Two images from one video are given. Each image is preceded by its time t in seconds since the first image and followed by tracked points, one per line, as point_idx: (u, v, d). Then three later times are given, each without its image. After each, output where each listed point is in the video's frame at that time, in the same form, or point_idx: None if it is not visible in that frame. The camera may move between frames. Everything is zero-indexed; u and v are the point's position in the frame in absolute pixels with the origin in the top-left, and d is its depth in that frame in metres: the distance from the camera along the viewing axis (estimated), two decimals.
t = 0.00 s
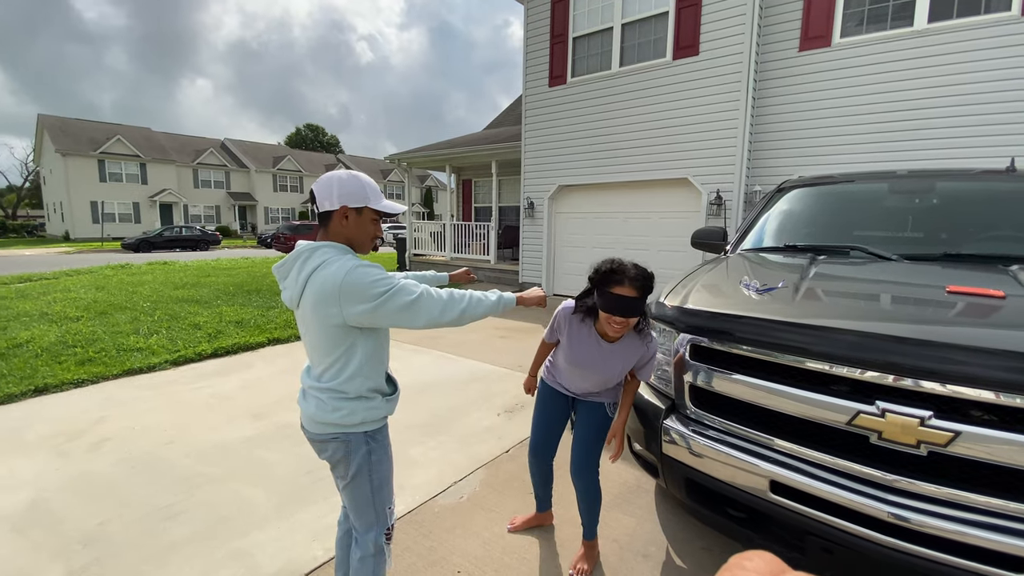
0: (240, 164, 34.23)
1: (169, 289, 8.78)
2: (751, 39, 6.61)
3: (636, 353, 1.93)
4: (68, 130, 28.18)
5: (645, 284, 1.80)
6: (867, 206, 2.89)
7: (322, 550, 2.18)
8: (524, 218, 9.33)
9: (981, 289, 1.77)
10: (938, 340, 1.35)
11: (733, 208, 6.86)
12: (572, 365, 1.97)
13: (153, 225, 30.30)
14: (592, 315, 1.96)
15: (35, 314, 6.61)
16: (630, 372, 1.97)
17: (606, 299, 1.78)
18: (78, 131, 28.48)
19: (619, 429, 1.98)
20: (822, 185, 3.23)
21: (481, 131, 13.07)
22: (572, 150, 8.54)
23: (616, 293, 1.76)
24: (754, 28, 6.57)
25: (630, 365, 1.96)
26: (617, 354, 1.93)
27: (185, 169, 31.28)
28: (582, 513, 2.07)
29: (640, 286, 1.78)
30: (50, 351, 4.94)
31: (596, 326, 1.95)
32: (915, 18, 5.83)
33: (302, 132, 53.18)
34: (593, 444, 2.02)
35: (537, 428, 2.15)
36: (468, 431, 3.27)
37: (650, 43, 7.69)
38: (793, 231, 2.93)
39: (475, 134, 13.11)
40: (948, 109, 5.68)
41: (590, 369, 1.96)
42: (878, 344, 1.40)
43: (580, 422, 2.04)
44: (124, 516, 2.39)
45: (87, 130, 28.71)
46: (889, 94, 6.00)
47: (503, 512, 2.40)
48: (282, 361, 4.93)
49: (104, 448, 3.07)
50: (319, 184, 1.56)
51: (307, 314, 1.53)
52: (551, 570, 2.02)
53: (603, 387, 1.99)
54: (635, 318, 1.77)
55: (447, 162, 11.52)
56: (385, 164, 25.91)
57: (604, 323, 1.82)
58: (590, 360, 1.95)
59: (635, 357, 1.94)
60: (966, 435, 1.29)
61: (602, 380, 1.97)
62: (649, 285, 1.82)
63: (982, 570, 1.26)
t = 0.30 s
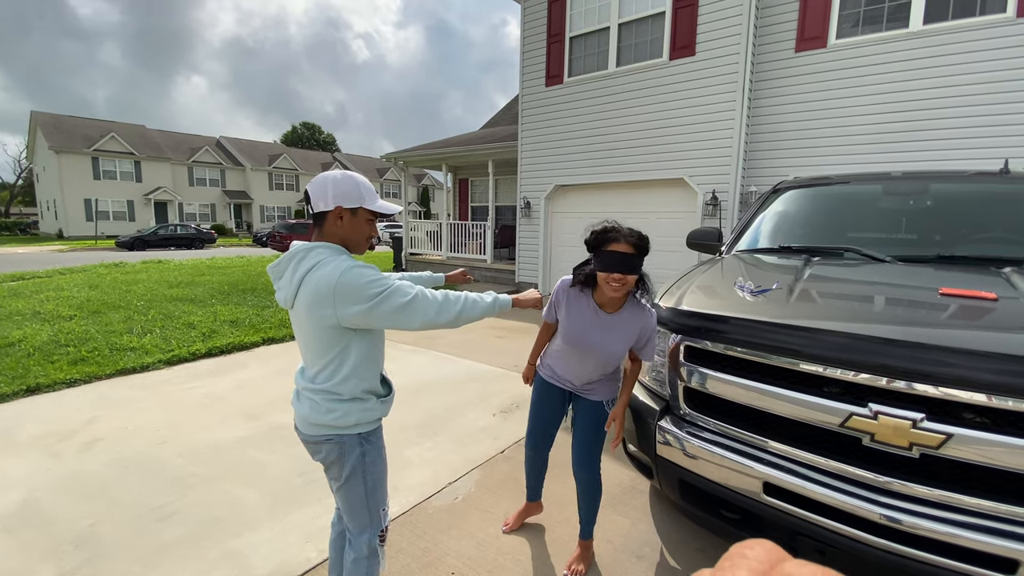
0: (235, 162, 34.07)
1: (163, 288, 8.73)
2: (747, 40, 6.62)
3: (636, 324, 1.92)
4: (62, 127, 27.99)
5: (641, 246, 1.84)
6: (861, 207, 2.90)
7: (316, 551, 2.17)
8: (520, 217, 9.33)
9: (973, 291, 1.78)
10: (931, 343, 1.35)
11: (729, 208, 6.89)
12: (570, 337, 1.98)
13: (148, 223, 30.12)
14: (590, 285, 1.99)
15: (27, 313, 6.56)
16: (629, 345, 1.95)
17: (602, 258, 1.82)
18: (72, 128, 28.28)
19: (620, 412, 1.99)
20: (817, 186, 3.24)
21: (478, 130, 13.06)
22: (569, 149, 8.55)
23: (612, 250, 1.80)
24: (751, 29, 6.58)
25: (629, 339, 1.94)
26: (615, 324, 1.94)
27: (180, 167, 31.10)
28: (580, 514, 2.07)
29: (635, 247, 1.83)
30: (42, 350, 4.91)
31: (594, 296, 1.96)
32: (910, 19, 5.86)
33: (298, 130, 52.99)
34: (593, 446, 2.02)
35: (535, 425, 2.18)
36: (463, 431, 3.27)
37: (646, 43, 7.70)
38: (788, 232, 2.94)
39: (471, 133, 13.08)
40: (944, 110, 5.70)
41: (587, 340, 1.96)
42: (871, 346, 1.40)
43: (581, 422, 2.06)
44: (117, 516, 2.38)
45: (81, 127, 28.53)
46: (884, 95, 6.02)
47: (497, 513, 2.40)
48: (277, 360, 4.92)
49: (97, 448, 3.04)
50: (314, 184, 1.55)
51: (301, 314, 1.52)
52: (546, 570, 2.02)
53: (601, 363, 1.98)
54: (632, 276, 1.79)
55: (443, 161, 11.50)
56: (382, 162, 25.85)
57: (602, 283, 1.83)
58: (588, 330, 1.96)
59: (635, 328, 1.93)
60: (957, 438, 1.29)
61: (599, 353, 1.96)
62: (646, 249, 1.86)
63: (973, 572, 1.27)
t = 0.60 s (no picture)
0: (232, 160, 33.94)
1: (158, 287, 8.69)
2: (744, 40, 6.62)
3: (607, 294, 1.96)
4: (57, 125, 27.82)
5: (600, 212, 1.93)
6: (855, 207, 2.91)
7: (309, 551, 2.16)
8: (516, 216, 9.32)
9: (967, 290, 1.78)
10: (924, 342, 1.36)
11: (724, 207, 6.90)
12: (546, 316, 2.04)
13: (143, 221, 29.97)
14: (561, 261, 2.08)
15: (20, 311, 6.52)
16: (604, 320, 1.96)
17: (560, 225, 1.95)
18: (67, 125, 28.12)
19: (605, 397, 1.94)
20: (812, 186, 3.25)
21: (474, 129, 13.05)
22: (565, 148, 8.54)
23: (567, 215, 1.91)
24: (747, 28, 6.58)
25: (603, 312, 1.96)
26: (587, 295, 1.98)
27: (176, 165, 30.97)
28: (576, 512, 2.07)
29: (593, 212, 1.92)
30: (34, 348, 4.88)
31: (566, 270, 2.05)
32: (906, 20, 5.88)
33: (295, 129, 52.83)
34: (591, 443, 2.03)
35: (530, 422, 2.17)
36: (458, 430, 3.27)
37: (643, 43, 7.70)
38: (783, 231, 2.94)
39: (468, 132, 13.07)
40: (939, 111, 5.72)
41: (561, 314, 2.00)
42: (864, 345, 1.41)
43: (576, 418, 2.05)
44: (108, 516, 2.36)
45: (76, 124, 28.37)
46: (880, 96, 6.04)
47: (492, 513, 2.40)
48: (272, 359, 4.90)
49: (88, 447, 3.02)
50: (310, 181, 1.55)
51: (295, 311, 1.51)
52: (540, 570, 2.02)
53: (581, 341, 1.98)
54: (587, 238, 1.89)
55: (440, 160, 11.48)
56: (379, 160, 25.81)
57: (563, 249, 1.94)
58: (561, 305, 2.01)
59: (606, 299, 1.96)
60: (949, 436, 1.30)
61: (574, 327, 1.98)
62: (606, 215, 1.94)
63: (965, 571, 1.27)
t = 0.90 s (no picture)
0: (229, 159, 33.85)
1: (154, 286, 8.65)
2: (742, 40, 6.62)
3: (568, 276, 1.94)
4: (53, 123, 27.69)
5: (556, 196, 1.95)
6: (852, 206, 2.91)
7: (304, 551, 2.15)
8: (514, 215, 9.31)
9: (964, 290, 1.78)
10: (921, 342, 1.35)
11: (722, 206, 6.90)
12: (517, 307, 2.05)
13: (140, 220, 29.85)
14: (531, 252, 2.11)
15: (15, 310, 6.49)
16: (569, 302, 1.93)
17: (519, 214, 1.99)
18: (63, 123, 27.98)
19: (583, 389, 1.88)
20: (808, 186, 3.25)
21: (472, 128, 13.03)
22: (563, 147, 8.53)
23: (522, 203, 1.96)
24: (745, 28, 6.58)
25: (566, 296, 1.93)
26: (549, 280, 1.98)
27: (173, 164, 30.85)
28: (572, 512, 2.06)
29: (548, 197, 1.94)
30: (29, 348, 4.85)
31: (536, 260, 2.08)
32: (903, 20, 5.88)
33: (292, 128, 52.69)
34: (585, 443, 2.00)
35: (524, 424, 2.17)
36: (455, 430, 3.26)
37: (641, 42, 7.69)
38: (779, 231, 2.94)
39: (465, 131, 13.06)
40: (936, 110, 5.73)
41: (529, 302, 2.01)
42: (861, 345, 1.40)
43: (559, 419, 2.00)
44: (102, 516, 2.35)
45: (72, 123, 28.23)
46: (879, 95, 6.04)
47: (488, 512, 2.39)
48: (269, 358, 4.88)
49: (83, 447, 3.01)
50: (309, 178, 1.53)
51: (293, 310, 1.50)
52: (536, 570, 2.01)
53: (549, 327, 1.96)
54: (540, 223, 1.91)
55: (437, 159, 11.48)
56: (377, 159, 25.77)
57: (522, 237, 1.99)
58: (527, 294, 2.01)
59: (568, 280, 1.93)
60: (946, 436, 1.29)
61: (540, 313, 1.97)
62: (563, 200, 1.96)
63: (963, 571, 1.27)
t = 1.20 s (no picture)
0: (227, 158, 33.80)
1: (153, 285, 8.64)
2: (741, 38, 6.61)
3: (550, 277, 1.93)
4: (51, 123, 27.63)
5: (529, 200, 1.95)
6: (853, 205, 2.90)
7: (304, 552, 2.14)
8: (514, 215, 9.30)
9: (966, 288, 1.78)
10: (923, 341, 1.35)
11: (721, 206, 6.90)
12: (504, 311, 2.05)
13: (139, 220, 29.81)
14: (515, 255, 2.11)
15: (14, 310, 6.48)
16: (553, 302, 1.93)
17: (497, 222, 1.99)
18: (62, 123, 27.92)
19: (571, 387, 1.89)
20: (809, 184, 3.24)
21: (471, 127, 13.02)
22: (562, 147, 8.53)
23: (499, 211, 1.95)
24: (744, 27, 6.58)
25: (551, 296, 1.93)
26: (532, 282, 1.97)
27: (171, 164, 30.81)
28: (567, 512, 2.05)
29: (522, 202, 1.94)
30: (28, 347, 4.84)
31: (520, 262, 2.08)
32: (903, 18, 5.88)
33: (291, 127, 52.62)
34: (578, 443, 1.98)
35: (514, 426, 2.15)
36: (455, 429, 3.25)
37: (640, 40, 7.69)
38: (780, 230, 2.93)
39: (465, 130, 13.05)
40: (936, 109, 5.73)
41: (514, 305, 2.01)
42: (862, 343, 1.40)
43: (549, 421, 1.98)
44: (101, 517, 2.34)
45: (70, 123, 28.16)
46: (879, 94, 6.03)
47: (488, 512, 2.39)
48: (268, 358, 4.87)
49: (82, 447, 3.00)
50: (313, 177, 1.52)
51: (296, 309, 1.49)
52: (536, 570, 2.00)
53: (535, 327, 1.96)
54: (518, 229, 1.91)
55: (437, 158, 11.46)
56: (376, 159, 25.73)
57: (502, 244, 1.99)
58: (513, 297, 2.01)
59: (550, 280, 1.93)
60: (949, 435, 1.29)
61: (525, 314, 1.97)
62: (537, 201, 1.95)
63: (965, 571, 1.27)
